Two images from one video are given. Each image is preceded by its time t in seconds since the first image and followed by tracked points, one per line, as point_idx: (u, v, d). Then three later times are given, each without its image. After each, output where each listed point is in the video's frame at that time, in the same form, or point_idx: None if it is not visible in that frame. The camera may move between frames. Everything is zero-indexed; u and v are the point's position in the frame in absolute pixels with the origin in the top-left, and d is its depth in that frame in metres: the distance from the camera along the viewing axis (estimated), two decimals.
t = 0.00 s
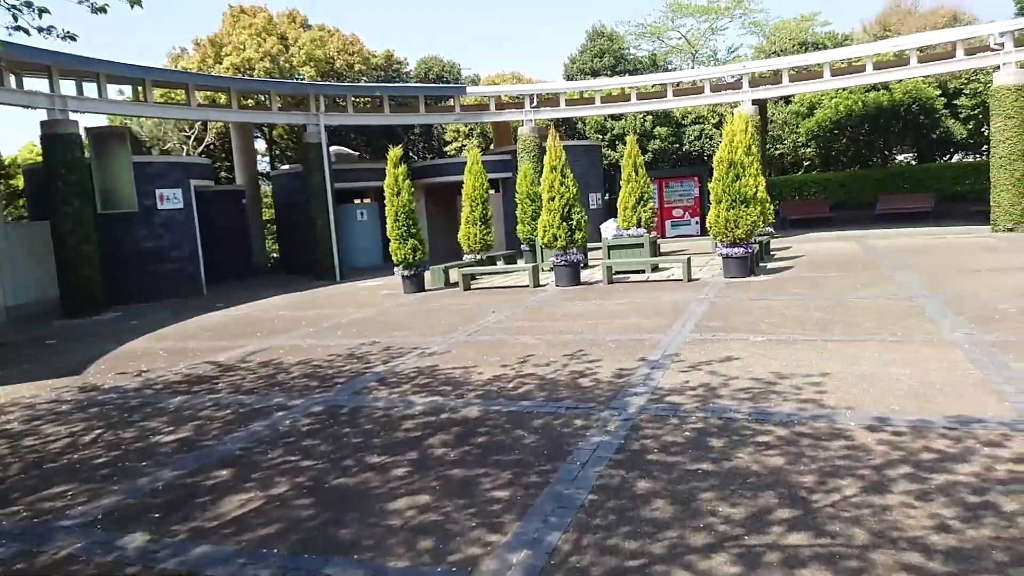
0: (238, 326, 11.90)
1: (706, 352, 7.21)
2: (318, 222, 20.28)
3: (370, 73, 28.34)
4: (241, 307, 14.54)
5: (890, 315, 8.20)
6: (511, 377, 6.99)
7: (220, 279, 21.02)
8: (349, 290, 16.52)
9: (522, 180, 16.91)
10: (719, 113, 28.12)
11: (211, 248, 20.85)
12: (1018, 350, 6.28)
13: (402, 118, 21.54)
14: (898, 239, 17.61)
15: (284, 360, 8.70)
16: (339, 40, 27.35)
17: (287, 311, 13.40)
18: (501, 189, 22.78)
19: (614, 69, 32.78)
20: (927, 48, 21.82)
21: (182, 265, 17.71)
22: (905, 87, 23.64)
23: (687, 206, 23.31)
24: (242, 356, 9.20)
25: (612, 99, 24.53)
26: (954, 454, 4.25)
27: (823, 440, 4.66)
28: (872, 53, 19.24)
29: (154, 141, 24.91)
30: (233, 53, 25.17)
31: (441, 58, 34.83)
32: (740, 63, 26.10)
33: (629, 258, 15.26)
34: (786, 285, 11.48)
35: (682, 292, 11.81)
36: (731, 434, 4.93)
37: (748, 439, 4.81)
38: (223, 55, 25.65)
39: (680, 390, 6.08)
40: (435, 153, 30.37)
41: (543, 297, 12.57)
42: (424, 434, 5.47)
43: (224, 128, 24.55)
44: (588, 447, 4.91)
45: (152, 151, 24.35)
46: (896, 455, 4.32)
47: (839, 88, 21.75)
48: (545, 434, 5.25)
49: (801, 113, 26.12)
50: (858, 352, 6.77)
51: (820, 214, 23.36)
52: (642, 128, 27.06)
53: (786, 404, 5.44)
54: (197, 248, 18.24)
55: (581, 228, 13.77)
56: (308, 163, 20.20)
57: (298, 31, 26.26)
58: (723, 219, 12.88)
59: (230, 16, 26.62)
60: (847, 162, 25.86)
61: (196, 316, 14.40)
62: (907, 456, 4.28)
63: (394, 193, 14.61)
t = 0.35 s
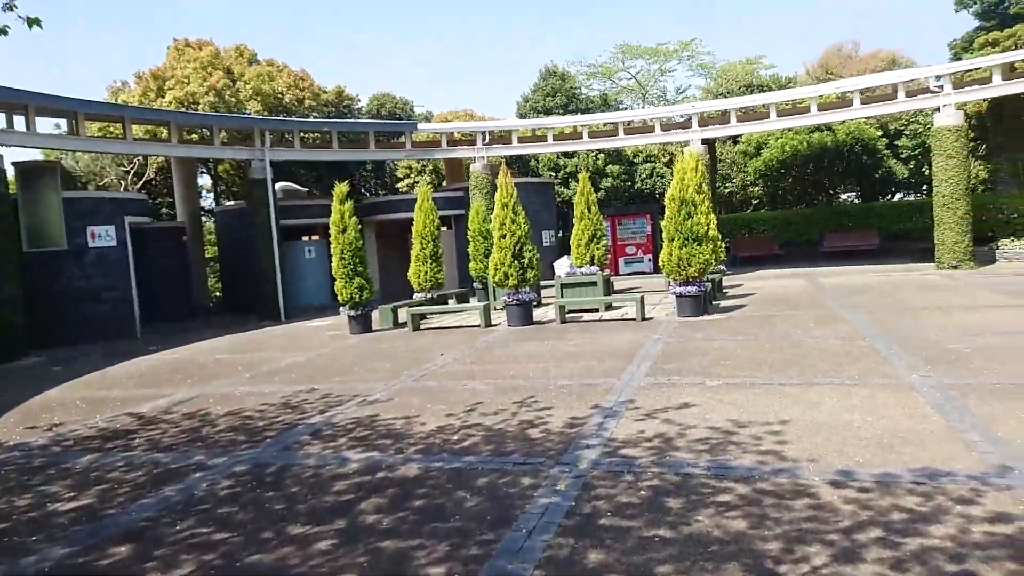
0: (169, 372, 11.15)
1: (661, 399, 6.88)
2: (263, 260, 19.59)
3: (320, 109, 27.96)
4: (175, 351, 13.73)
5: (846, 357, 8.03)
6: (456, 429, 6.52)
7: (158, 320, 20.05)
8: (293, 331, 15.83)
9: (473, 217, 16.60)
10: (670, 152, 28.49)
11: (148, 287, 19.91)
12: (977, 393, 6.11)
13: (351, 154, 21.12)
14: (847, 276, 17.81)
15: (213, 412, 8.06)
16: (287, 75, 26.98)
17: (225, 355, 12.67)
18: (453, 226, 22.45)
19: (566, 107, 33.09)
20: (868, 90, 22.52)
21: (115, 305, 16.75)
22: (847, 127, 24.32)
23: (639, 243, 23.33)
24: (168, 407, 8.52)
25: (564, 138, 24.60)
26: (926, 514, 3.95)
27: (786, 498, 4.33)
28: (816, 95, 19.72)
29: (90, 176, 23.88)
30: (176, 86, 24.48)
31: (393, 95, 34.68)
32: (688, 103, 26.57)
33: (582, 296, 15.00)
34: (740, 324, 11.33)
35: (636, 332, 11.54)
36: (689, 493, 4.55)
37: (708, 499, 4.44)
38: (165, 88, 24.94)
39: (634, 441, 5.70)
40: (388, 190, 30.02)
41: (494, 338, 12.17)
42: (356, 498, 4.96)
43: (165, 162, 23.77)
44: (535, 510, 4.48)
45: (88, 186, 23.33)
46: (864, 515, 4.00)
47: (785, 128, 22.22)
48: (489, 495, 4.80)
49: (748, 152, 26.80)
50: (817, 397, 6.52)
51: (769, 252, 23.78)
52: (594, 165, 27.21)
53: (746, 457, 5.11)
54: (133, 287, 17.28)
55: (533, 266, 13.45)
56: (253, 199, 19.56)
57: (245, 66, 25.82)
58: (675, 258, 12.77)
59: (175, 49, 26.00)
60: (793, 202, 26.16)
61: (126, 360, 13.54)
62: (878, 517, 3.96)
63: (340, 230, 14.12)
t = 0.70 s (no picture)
0: (80, 408, 10.29)
1: (604, 431, 6.52)
2: (193, 284, 18.70)
3: (258, 129, 27.17)
4: (91, 384, 12.79)
5: (792, 383, 7.85)
6: (385, 468, 6.03)
7: (79, 350, 18.86)
8: (224, 360, 15.01)
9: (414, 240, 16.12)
10: (615, 176, 28.66)
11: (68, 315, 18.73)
12: (925, 422, 5.97)
13: (289, 175, 20.41)
14: (789, 299, 17.99)
15: (120, 454, 7.36)
16: (223, 94, 26.14)
17: (145, 388, 11.83)
18: (396, 250, 21.92)
19: (512, 131, 33.07)
20: (804, 117, 23.08)
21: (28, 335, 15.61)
22: (786, 153, 24.85)
23: (585, 266, 23.22)
24: (71, 448, 7.76)
25: (510, 160, 24.42)
26: (884, 559, 3.66)
27: (736, 542, 4.00)
28: (756, 120, 20.05)
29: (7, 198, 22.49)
30: (103, 104, 23.39)
31: (336, 117, 34.09)
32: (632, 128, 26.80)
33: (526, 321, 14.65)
34: (685, 349, 11.15)
35: (581, 358, 11.23)
36: (633, 539, 4.18)
37: (653, 545, 4.08)
38: (92, 106, 23.81)
39: (575, 479, 5.31)
40: (330, 213, 29.30)
41: (434, 366, 11.68)
42: (265, 553, 4.42)
43: (90, 183, 22.58)
44: (464, 564, 4.03)
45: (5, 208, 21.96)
46: (818, 562, 3.69)
47: (727, 153, 22.54)
48: (415, 547, 4.34)
49: (690, 177, 27.15)
50: (764, 427, 6.27)
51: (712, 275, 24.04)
52: (540, 188, 27.12)
53: (693, 495, 4.78)
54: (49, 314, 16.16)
55: (476, 290, 13.03)
56: (182, 220, 18.70)
57: (178, 84, 24.90)
58: (620, 282, 12.56)
59: (104, 66, 24.93)
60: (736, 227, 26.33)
61: (35, 394, 12.53)
62: (833, 563, 3.66)
63: (273, 254, 13.47)
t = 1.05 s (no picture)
0: None
1: (545, 456, 6.14)
2: (116, 300, 17.66)
3: (191, 137, 26.09)
4: None
5: (738, 400, 7.63)
6: (307, 503, 5.50)
7: None
8: (147, 380, 14.11)
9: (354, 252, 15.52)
10: (560, 188, 28.54)
11: None
12: (872, 440, 5.78)
13: (222, 185, 19.51)
14: (733, 310, 18.04)
15: (11, 491, 6.61)
16: (153, 100, 25.00)
17: (54, 413, 10.94)
18: (336, 262, 21.20)
19: (457, 142, 32.70)
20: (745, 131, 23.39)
21: None
22: (728, 165, 25.14)
23: (531, 278, 22.92)
24: None
25: (454, 171, 24.02)
26: None
27: None
28: (699, 133, 20.15)
29: None
30: (22, 109, 22.00)
31: (275, 125, 33.11)
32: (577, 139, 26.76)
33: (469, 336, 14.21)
34: (630, 363, 10.89)
35: (524, 374, 10.85)
36: None
37: None
38: (10, 112, 22.38)
39: (512, 512, 4.91)
40: (268, 224, 28.31)
41: (371, 385, 11.13)
42: None
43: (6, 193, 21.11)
44: None
45: None
46: None
47: (671, 165, 22.62)
48: None
49: (635, 189, 27.22)
50: (711, 449, 5.98)
51: (657, 286, 24.10)
52: (485, 200, 26.78)
53: (637, 529, 4.43)
54: None
55: (416, 304, 12.52)
56: (104, 231, 17.67)
57: (104, 89, 23.67)
58: (564, 295, 12.26)
59: (23, 69, 23.53)
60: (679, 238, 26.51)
61: None
62: None
63: (200, 267, 12.72)
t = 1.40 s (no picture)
0: None
1: (490, 477, 5.72)
2: (39, 310, 16.57)
3: (127, 139, 24.93)
4: None
5: (693, 413, 7.35)
6: (226, 536, 4.96)
7: None
8: (70, 396, 13.17)
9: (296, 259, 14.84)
10: (513, 196, 28.26)
11: None
12: (832, 456, 5.54)
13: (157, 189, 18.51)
14: (685, 319, 17.96)
15: None
16: (87, 100, 23.81)
17: None
18: (280, 270, 20.43)
19: (407, 149, 32.16)
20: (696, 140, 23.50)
21: None
22: (679, 175, 25.24)
23: (483, 287, 22.51)
24: None
25: (403, 178, 23.48)
26: None
27: None
28: (651, 142, 20.08)
29: None
30: None
31: (218, 129, 32.02)
32: (529, 147, 26.53)
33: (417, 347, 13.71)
34: (582, 375, 10.56)
35: (473, 386, 10.42)
36: None
37: None
38: None
39: (453, 543, 4.47)
40: (210, 231, 27.24)
41: (311, 399, 10.54)
42: None
43: None
44: None
45: None
46: None
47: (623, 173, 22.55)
48: None
49: (588, 197, 27.11)
50: (667, 467, 5.66)
51: (610, 295, 24.03)
52: (436, 207, 26.30)
53: (589, 561, 4.05)
54: None
55: (360, 314, 11.95)
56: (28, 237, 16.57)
57: (33, 87, 22.41)
58: (515, 304, 11.88)
59: None
60: (631, 247, 26.50)
61: None
62: None
63: (127, 275, 11.94)
